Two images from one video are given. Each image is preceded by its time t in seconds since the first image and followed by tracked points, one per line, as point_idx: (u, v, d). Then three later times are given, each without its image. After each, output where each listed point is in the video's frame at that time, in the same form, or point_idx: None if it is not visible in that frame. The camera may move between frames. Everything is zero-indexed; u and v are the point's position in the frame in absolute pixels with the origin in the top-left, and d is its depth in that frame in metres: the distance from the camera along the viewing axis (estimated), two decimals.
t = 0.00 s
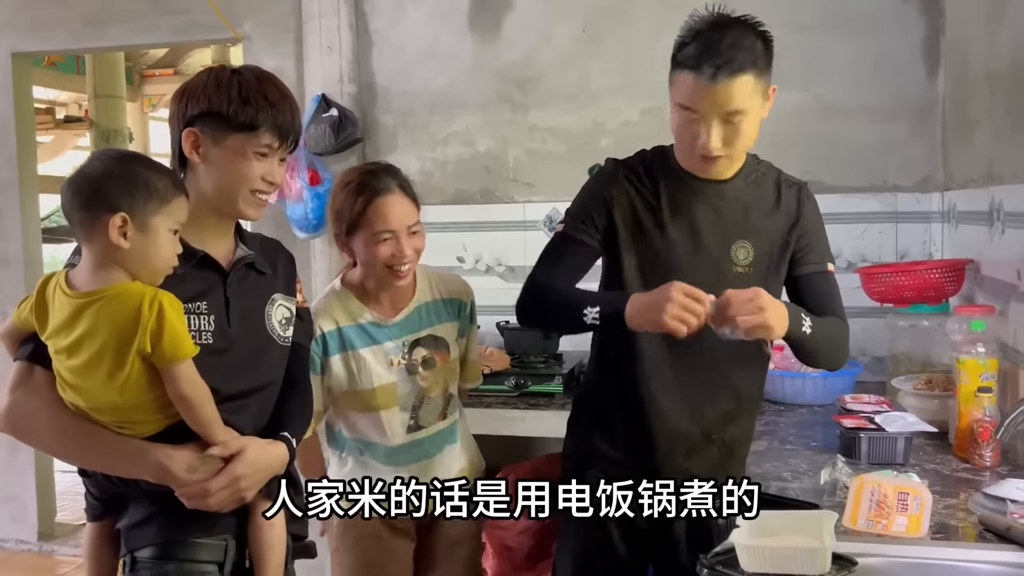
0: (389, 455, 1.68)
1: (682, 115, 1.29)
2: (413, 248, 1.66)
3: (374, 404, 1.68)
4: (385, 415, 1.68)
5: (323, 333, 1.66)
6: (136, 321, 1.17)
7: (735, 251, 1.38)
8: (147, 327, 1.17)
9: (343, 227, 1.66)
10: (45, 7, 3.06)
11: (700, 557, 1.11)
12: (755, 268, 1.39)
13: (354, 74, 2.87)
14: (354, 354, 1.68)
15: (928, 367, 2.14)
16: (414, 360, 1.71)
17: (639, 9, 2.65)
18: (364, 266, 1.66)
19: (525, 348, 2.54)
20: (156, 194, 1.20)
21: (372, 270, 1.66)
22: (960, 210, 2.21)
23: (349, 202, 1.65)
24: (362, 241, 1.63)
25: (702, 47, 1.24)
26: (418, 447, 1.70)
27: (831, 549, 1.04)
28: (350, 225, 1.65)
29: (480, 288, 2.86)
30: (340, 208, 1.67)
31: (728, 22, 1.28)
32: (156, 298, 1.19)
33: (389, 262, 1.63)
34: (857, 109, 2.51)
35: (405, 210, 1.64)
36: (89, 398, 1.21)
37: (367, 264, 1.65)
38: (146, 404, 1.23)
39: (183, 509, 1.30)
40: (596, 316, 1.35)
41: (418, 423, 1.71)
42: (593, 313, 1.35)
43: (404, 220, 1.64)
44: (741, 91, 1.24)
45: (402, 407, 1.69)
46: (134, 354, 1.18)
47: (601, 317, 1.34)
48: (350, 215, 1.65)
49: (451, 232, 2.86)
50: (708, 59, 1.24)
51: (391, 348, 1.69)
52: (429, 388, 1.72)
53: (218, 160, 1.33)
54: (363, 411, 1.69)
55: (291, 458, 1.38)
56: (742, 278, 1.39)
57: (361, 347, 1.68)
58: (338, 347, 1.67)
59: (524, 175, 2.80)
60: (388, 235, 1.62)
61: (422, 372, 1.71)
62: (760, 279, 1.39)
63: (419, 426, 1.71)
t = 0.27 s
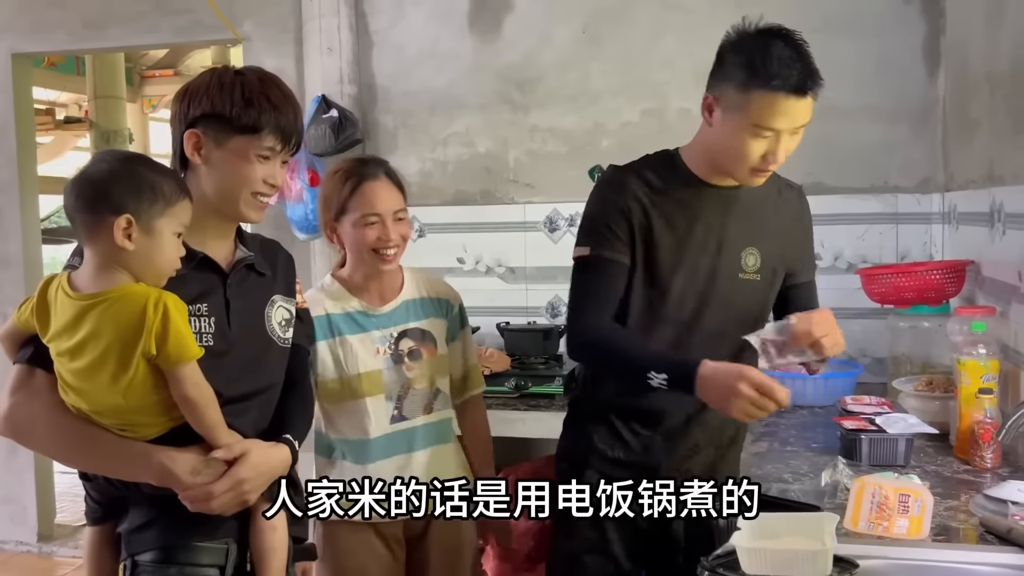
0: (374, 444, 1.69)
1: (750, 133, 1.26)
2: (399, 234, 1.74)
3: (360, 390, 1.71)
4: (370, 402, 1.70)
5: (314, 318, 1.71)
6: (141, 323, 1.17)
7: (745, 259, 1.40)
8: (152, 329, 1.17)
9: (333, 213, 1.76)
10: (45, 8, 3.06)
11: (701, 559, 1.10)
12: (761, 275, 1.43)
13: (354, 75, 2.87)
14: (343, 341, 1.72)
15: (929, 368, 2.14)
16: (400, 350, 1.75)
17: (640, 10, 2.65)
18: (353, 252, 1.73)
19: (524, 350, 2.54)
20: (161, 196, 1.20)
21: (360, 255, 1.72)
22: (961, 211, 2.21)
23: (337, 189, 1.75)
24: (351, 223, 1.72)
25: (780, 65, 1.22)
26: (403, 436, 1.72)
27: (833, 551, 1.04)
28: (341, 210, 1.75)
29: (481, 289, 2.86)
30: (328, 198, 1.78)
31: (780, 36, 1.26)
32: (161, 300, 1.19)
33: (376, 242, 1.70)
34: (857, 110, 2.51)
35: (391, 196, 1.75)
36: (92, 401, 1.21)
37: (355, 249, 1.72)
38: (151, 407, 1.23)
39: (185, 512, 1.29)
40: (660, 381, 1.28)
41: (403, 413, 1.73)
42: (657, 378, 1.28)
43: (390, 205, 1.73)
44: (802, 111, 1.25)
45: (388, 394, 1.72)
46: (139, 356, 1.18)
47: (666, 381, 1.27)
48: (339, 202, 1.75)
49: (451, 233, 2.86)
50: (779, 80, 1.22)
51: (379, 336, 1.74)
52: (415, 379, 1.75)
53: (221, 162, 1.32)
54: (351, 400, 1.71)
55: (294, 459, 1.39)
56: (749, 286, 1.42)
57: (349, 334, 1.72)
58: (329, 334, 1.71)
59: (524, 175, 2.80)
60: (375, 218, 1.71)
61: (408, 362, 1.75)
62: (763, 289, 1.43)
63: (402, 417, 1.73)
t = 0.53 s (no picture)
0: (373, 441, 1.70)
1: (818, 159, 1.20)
2: (395, 233, 1.76)
3: (359, 389, 1.71)
4: (370, 400, 1.71)
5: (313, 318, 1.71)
6: (146, 326, 1.18)
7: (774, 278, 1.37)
8: (157, 332, 1.18)
9: (330, 213, 1.76)
10: (47, 10, 3.07)
11: (703, 561, 1.11)
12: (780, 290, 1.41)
13: (355, 77, 2.88)
14: (341, 339, 1.72)
15: (929, 369, 2.14)
16: (399, 348, 1.76)
17: (640, 12, 2.66)
18: (349, 251, 1.74)
19: (525, 351, 2.54)
20: (165, 199, 1.20)
21: (357, 254, 1.73)
22: (961, 212, 2.21)
23: (334, 189, 1.76)
24: (348, 223, 1.72)
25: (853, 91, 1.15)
26: (402, 433, 1.74)
27: (834, 553, 1.04)
28: (336, 210, 1.75)
29: (481, 291, 2.86)
30: (325, 198, 1.78)
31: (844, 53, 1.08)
32: (166, 302, 1.19)
33: (374, 241, 1.72)
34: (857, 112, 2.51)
35: (388, 196, 1.76)
36: (96, 404, 1.21)
37: (352, 248, 1.73)
38: (156, 409, 1.23)
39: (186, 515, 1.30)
40: (848, 450, 1.06)
41: (401, 410, 1.75)
42: (844, 448, 1.06)
43: (387, 205, 1.75)
44: (863, 138, 1.04)
45: (387, 392, 1.73)
46: (144, 359, 1.19)
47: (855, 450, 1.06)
48: (336, 202, 1.75)
49: (452, 234, 2.86)
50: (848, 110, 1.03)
51: (376, 334, 1.75)
52: (413, 377, 1.76)
53: (223, 164, 1.32)
54: (350, 398, 1.71)
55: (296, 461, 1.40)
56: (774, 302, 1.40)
57: (348, 332, 1.72)
58: (327, 332, 1.71)
59: (525, 177, 2.80)
60: (373, 217, 1.73)
61: (407, 361, 1.76)
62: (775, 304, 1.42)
63: (400, 414, 1.75)
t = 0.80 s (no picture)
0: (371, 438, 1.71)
1: (837, 174, 1.24)
2: (398, 236, 1.76)
3: (358, 388, 1.72)
4: (368, 399, 1.72)
5: (310, 317, 1.72)
6: (152, 330, 1.19)
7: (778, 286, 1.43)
8: (162, 337, 1.18)
9: (334, 214, 1.77)
10: (50, 11, 3.08)
11: (703, 560, 1.11)
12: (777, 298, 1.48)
13: (357, 79, 2.88)
14: (340, 339, 1.73)
15: (929, 370, 2.14)
16: (399, 348, 1.77)
17: (641, 14, 2.66)
18: (352, 252, 1.75)
19: (526, 352, 2.55)
20: (171, 203, 1.21)
21: (360, 256, 1.74)
22: (961, 214, 2.22)
23: (339, 190, 1.77)
24: (352, 224, 1.74)
25: (874, 109, 1.20)
26: (400, 431, 1.74)
27: (834, 552, 1.05)
28: (341, 212, 1.76)
29: (482, 292, 2.87)
30: (330, 199, 1.79)
31: (868, 80, 1.24)
32: (171, 307, 1.20)
33: (377, 243, 1.72)
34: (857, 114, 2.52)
35: (392, 199, 1.77)
36: (100, 407, 1.22)
37: (355, 249, 1.74)
38: (160, 412, 1.24)
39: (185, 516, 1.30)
40: (925, 465, 1.14)
41: (399, 409, 1.75)
42: (923, 461, 1.14)
43: (391, 208, 1.75)
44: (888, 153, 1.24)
45: (385, 391, 1.74)
46: (149, 363, 1.19)
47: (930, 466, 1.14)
48: (341, 204, 1.76)
49: (453, 235, 2.87)
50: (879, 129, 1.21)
51: (377, 334, 1.76)
52: (412, 376, 1.77)
53: (224, 168, 1.33)
54: (348, 397, 1.71)
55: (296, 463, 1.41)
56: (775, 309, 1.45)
57: (347, 332, 1.73)
58: (328, 331, 1.72)
59: (526, 178, 2.81)
60: (377, 220, 1.74)
61: (406, 360, 1.76)
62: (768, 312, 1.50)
63: (399, 413, 1.75)
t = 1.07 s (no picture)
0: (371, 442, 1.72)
1: (830, 164, 1.25)
2: (396, 242, 1.77)
3: (359, 393, 1.72)
4: (369, 404, 1.72)
5: (310, 323, 1.71)
6: (153, 332, 1.19)
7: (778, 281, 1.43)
8: (164, 340, 1.19)
9: (332, 218, 1.78)
10: (53, 13, 3.09)
11: (703, 558, 1.12)
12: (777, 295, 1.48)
13: (358, 81, 2.89)
14: (340, 344, 1.72)
15: (928, 371, 2.15)
16: (398, 353, 1.78)
17: (641, 16, 2.67)
18: (350, 257, 1.75)
19: (528, 353, 2.56)
20: (173, 206, 1.22)
21: (358, 260, 1.75)
22: (961, 214, 2.23)
23: (338, 195, 1.77)
24: (351, 229, 1.74)
25: (864, 99, 1.22)
26: (401, 437, 1.75)
27: (834, 550, 1.05)
28: (340, 215, 1.76)
29: (484, 292, 2.87)
30: (328, 203, 1.79)
31: (858, 70, 1.25)
32: (172, 309, 1.20)
33: (375, 249, 1.73)
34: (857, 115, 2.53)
35: (391, 204, 1.78)
36: (103, 409, 1.22)
37: (353, 254, 1.74)
38: (163, 414, 1.25)
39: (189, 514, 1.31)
40: (907, 455, 1.14)
41: (399, 413, 1.76)
42: (904, 452, 1.14)
43: (390, 213, 1.76)
44: (880, 143, 1.25)
45: (386, 396, 1.75)
46: (151, 366, 1.20)
47: (914, 457, 1.14)
48: (339, 208, 1.77)
49: (454, 236, 2.87)
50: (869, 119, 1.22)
51: (377, 339, 1.76)
52: (413, 381, 1.78)
53: (223, 170, 1.34)
54: (349, 402, 1.72)
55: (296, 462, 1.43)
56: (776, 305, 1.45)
57: (348, 337, 1.73)
58: (328, 336, 1.72)
59: (526, 180, 2.82)
60: (375, 225, 1.74)
61: (406, 365, 1.77)
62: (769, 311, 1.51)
63: (399, 417, 1.76)
